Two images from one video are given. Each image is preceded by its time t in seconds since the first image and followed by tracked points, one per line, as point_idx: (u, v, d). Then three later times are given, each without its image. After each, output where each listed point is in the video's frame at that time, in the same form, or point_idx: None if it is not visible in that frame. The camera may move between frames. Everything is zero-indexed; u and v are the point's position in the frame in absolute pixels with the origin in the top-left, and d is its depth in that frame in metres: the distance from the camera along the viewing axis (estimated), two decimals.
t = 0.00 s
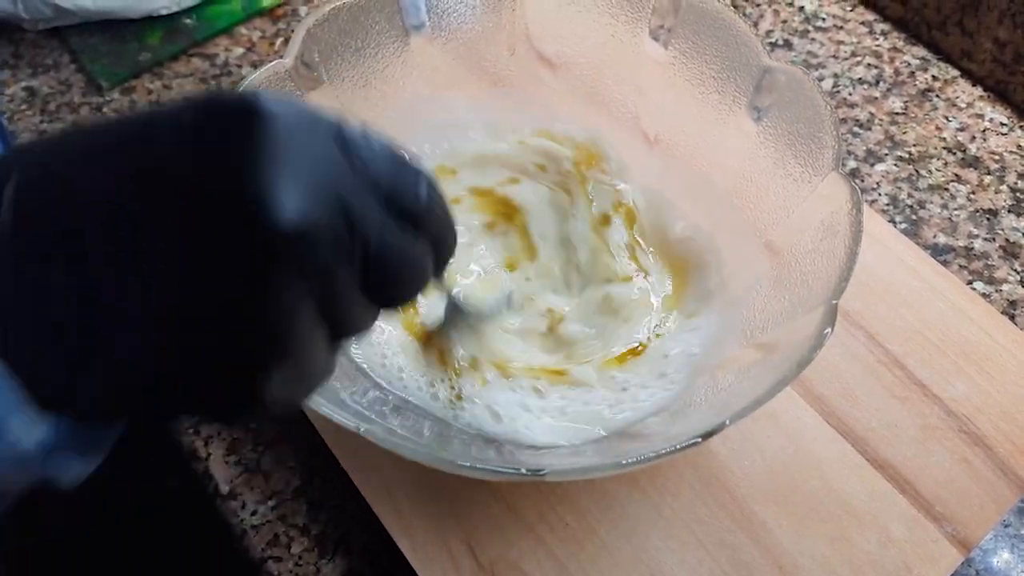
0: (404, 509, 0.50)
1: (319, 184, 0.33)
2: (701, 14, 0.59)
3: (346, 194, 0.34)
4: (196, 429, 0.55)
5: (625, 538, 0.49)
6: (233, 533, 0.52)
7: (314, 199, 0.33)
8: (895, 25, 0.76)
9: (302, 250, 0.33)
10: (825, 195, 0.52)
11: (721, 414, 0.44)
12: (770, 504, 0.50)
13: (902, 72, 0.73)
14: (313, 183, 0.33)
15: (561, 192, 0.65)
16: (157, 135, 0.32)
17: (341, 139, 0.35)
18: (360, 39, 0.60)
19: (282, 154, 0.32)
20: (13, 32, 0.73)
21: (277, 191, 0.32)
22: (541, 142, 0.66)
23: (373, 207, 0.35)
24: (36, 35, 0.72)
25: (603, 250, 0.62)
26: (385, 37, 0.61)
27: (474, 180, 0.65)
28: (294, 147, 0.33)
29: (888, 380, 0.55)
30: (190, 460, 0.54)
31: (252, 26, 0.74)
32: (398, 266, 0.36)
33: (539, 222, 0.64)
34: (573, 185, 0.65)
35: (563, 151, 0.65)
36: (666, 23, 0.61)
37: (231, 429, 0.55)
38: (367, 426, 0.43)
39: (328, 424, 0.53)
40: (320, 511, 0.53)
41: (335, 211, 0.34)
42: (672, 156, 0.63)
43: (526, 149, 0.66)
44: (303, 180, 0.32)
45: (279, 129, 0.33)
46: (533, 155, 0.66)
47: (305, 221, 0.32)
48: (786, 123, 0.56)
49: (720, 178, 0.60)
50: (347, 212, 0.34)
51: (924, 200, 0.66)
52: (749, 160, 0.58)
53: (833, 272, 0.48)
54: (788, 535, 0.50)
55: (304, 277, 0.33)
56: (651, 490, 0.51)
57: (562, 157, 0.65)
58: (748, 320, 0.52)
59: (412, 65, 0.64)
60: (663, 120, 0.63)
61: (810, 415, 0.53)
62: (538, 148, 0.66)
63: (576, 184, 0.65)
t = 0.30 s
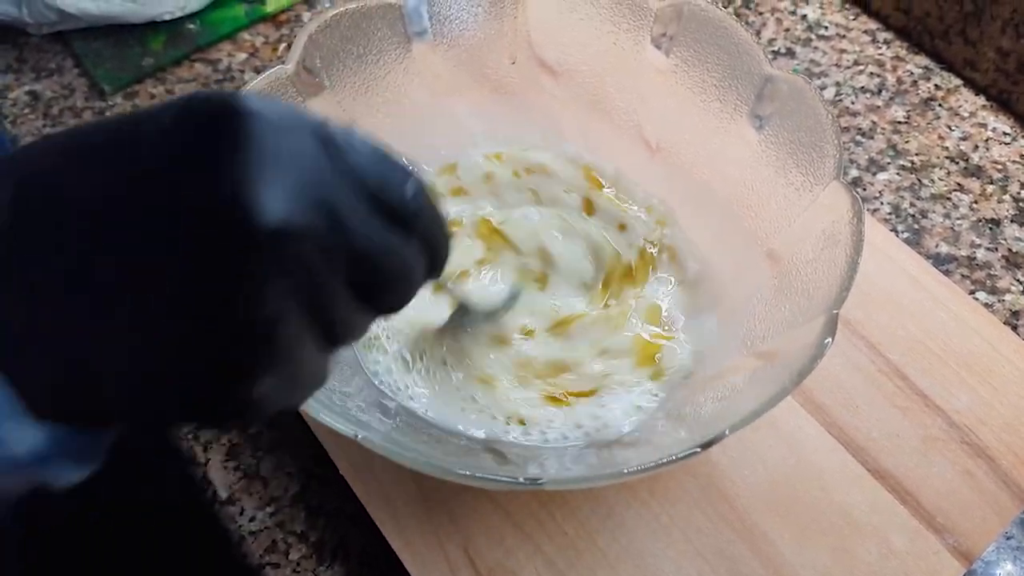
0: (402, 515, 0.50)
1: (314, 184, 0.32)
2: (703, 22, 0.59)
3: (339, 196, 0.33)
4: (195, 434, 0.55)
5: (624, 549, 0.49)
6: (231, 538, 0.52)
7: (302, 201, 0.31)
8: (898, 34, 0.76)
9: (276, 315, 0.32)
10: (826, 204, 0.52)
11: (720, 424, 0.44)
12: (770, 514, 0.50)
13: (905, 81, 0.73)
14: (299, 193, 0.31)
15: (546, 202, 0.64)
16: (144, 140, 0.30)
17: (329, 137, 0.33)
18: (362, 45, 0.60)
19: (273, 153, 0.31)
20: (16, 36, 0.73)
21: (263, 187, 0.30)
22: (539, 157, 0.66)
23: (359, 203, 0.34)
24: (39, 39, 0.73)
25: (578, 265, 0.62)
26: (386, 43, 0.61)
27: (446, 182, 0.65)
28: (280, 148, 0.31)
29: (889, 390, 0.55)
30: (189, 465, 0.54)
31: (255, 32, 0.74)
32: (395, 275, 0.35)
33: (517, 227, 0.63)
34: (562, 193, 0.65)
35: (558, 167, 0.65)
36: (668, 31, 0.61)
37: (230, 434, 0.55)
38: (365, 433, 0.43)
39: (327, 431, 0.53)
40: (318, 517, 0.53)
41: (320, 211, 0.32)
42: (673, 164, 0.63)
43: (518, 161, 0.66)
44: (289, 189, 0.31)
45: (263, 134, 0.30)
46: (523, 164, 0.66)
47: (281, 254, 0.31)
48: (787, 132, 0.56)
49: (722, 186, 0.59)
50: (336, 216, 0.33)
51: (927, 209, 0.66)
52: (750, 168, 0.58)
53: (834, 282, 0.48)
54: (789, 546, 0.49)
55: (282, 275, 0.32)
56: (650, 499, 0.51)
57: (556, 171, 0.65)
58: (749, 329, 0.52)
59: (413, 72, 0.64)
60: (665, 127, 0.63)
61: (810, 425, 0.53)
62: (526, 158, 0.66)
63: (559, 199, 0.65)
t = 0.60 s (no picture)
0: (401, 517, 0.50)
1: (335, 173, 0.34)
2: (704, 23, 0.59)
3: (324, 165, 0.33)
4: (195, 435, 0.55)
5: (624, 551, 0.49)
6: (230, 540, 0.52)
7: (283, 160, 0.31)
8: (900, 35, 0.76)
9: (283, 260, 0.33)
10: (827, 206, 0.52)
11: (720, 426, 0.44)
12: (771, 517, 0.50)
13: (907, 82, 0.73)
14: (286, 154, 0.32)
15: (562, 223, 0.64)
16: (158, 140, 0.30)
17: (315, 108, 0.33)
18: (362, 47, 0.60)
19: (256, 116, 0.31)
20: (17, 37, 0.73)
21: (244, 156, 0.30)
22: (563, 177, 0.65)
23: (349, 183, 0.34)
24: (40, 41, 0.73)
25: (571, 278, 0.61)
26: (387, 45, 0.61)
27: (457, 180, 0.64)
28: (261, 112, 0.31)
29: (890, 392, 0.54)
30: (188, 467, 0.54)
31: (256, 33, 0.74)
32: (383, 240, 0.35)
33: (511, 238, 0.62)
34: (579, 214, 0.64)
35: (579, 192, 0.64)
36: (670, 32, 0.61)
37: (230, 435, 0.55)
38: (364, 436, 0.43)
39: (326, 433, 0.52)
40: (317, 519, 0.52)
41: (303, 173, 0.32)
42: (674, 165, 0.63)
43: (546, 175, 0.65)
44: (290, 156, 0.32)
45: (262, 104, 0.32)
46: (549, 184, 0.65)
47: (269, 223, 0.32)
48: (788, 134, 0.56)
49: (722, 188, 0.59)
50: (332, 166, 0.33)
51: (929, 211, 0.66)
52: (751, 170, 0.58)
53: (835, 284, 0.48)
54: (789, 549, 0.49)
55: (269, 234, 0.32)
56: (650, 501, 0.50)
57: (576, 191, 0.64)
58: (749, 330, 0.52)
59: (414, 74, 0.64)
60: (665, 128, 0.63)
61: (811, 426, 0.53)
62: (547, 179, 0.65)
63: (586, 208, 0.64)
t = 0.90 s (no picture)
0: (400, 519, 0.50)
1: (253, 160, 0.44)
2: (701, 25, 0.59)
3: (246, 140, 0.42)
4: (194, 436, 0.54)
5: (622, 552, 0.49)
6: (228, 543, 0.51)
7: (208, 143, 0.41)
8: (896, 37, 0.76)
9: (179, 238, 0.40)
10: (824, 208, 0.52)
11: (718, 428, 0.44)
12: (769, 518, 0.50)
13: (903, 83, 0.73)
14: (218, 143, 0.41)
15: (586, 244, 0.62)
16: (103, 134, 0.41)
17: (249, 97, 0.43)
18: (360, 49, 0.60)
19: (185, 103, 0.41)
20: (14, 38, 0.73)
21: (172, 137, 0.40)
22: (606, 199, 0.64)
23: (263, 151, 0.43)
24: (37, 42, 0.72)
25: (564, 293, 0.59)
26: (386, 47, 0.62)
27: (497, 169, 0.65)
28: (192, 99, 0.41)
29: (888, 393, 0.55)
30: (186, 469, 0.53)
31: (254, 34, 0.74)
32: (308, 209, 0.43)
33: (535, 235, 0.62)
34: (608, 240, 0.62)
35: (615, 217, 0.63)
36: (667, 33, 0.61)
37: (228, 437, 0.54)
38: (364, 438, 0.43)
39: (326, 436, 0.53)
40: (316, 521, 0.52)
41: (231, 152, 0.41)
42: (671, 167, 0.63)
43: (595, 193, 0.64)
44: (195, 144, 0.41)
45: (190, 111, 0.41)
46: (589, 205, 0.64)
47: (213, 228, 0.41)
48: (785, 136, 0.56)
49: (720, 189, 0.60)
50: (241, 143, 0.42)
51: (925, 212, 0.66)
52: (748, 171, 0.58)
53: (832, 285, 0.48)
54: (788, 549, 0.49)
55: (183, 214, 0.39)
56: (649, 502, 0.51)
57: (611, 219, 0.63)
58: (747, 332, 0.52)
59: (412, 76, 0.64)
60: (663, 130, 0.63)
61: (809, 427, 0.53)
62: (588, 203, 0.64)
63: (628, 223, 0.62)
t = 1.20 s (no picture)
0: (401, 519, 0.50)
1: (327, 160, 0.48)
2: (702, 26, 0.59)
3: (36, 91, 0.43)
4: (195, 437, 0.54)
5: (622, 553, 0.49)
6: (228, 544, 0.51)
7: None
8: (896, 38, 0.76)
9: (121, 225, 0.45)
10: (826, 209, 0.52)
11: (721, 429, 0.44)
12: (770, 518, 0.50)
13: (903, 85, 0.73)
14: None
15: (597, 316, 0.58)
16: None
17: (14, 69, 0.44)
18: (362, 51, 0.60)
19: None
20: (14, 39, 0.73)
21: None
22: (655, 285, 0.59)
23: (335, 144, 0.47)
24: (38, 42, 0.73)
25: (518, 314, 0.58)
26: (387, 48, 0.62)
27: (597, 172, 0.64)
28: None
29: (888, 394, 0.55)
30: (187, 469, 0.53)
31: (254, 35, 0.74)
32: None
33: (555, 270, 0.60)
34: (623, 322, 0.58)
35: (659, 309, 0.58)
36: (668, 34, 0.61)
37: (229, 438, 0.54)
38: (365, 440, 0.43)
39: (325, 436, 0.53)
40: (316, 523, 0.52)
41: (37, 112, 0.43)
42: (671, 167, 0.63)
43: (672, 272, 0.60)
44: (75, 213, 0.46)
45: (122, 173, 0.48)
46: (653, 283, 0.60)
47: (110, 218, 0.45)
48: (786, 137, 0.56)
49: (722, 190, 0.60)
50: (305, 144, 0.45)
51: (925, 213, 0.66)
52: (749, 172, 0.58)
53: (833, 287, 0.48)
54: (788, 550, 0.50)
55: None
56: (649, 502, 0.51)
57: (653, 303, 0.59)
58: (748, 333, 0.52)
59: (413, 77, 0.63)
60: (663, 131, 0.63)
61: (810, 428, 0.53)
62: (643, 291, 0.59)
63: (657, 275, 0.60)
